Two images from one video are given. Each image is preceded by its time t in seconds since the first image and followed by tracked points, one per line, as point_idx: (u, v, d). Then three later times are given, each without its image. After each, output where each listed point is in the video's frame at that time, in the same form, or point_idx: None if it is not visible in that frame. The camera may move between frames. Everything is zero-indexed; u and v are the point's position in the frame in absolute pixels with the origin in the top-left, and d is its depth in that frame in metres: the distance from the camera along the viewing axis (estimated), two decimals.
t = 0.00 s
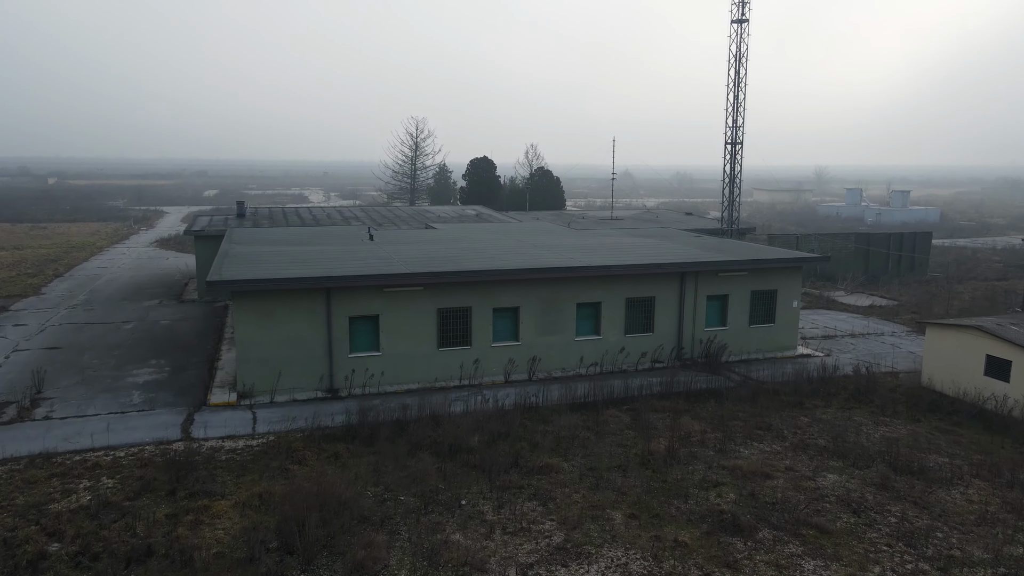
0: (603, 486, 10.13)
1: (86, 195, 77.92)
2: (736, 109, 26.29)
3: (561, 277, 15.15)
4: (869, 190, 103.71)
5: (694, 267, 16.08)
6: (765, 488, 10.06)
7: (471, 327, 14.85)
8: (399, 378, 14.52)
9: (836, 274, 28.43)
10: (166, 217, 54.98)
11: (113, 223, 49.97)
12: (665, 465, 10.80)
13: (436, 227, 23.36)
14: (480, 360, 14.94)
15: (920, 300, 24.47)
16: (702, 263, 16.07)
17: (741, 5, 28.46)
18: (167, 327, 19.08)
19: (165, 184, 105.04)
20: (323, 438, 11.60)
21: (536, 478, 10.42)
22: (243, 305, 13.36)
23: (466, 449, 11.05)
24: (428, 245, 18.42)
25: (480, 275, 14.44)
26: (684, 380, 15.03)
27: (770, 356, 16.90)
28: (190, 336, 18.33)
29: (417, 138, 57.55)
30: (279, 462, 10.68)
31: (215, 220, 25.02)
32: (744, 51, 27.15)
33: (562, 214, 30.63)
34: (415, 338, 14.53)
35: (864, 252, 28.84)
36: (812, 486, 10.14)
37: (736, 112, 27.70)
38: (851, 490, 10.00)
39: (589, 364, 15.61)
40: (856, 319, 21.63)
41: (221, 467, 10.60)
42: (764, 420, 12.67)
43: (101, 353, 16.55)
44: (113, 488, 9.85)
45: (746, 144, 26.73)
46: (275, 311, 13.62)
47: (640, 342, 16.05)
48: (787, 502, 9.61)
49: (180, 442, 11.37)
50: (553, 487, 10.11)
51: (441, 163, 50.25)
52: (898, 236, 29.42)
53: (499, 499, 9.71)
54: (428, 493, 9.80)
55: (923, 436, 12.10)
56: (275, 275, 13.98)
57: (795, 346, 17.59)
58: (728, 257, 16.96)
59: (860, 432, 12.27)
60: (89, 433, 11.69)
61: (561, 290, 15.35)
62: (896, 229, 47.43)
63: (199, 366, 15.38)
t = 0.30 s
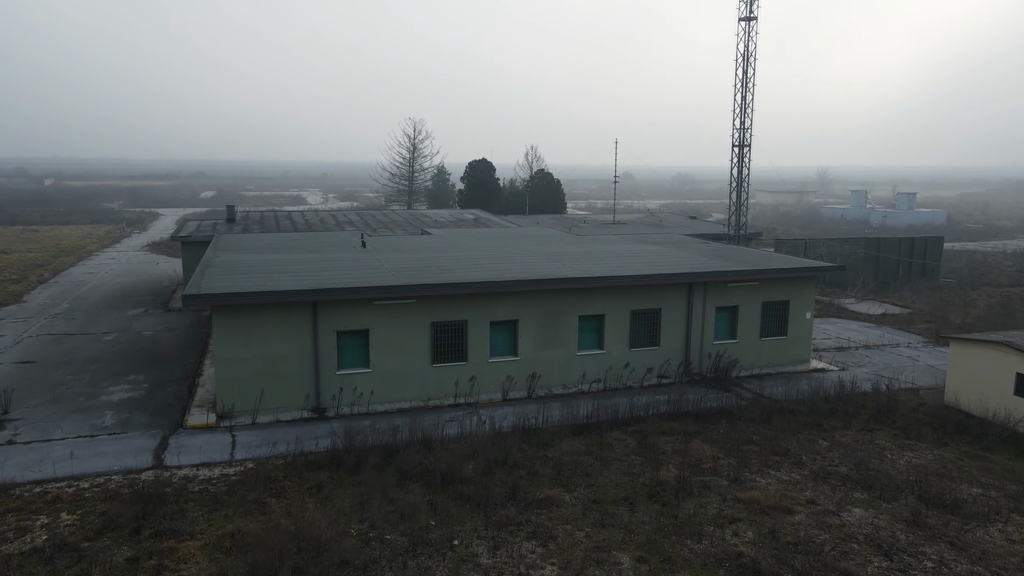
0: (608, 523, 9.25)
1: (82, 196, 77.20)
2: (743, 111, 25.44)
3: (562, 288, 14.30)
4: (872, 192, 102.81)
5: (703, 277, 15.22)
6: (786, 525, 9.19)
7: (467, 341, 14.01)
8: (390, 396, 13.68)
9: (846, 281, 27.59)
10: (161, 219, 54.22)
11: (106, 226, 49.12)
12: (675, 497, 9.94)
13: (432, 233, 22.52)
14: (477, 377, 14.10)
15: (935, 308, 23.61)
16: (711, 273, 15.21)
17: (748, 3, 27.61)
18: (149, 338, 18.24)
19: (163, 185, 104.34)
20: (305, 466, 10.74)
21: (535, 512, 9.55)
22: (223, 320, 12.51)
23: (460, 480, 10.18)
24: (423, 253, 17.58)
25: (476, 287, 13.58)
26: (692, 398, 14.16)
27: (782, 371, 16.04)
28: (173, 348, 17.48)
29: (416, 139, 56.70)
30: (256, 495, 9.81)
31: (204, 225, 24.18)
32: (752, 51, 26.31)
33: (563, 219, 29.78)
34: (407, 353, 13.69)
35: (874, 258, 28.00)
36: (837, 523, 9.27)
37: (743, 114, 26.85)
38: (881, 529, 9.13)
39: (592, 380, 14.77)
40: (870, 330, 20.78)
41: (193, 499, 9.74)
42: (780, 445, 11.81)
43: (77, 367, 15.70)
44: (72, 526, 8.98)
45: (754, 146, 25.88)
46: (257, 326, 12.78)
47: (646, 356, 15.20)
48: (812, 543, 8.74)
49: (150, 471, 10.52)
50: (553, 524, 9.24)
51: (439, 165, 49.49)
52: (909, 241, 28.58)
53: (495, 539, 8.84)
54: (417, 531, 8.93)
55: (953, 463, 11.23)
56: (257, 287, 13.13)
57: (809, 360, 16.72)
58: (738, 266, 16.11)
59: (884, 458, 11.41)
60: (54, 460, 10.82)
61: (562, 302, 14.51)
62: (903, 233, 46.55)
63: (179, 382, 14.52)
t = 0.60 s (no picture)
0: (614, 566, 8.39)
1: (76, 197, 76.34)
2: (750, 111, 24.58)
3: (563, 301, 13.45)
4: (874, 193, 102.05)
5: (712, 288, 14.37)
6: (811, 568, 8.34)
7: (462, 357, 13.18)
8: (379, 416, 12.84)
9: (855, 288, 26.75)
10: (155, 221, 53.41)
11: (98, 228, 48.26)
12: (687, 534, 9.09)
13: (428, 239, 21.68)
14: (472, 395, 13.28)
15: (949, 317, 22.75)
16: (721, 285, 14.37)
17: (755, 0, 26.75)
18: (130, 350, 17.40)
19: (159, 185, 103.53)
20: (285, 497, 9.89)
21: (534, 552, 8.70)
22: (200, 336, 11.67)
23: (452, 514, 9.33)
24: (416, 261, 16.73)
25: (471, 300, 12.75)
26: (702, 418, 13.32)
27: (795, 387, 15.20)
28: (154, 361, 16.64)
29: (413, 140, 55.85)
30: (229, 531, 8.96)
31: (191, 230, 23.32)
32: (758, 50, 25.44)
33: (563, 223, 28.93)
34: (398, 371, 12.86)
35: (884, 263, 27.15)
36: (867, 565, 8.41)
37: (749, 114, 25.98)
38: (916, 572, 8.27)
39: (595, 398, 13.94)
40: (883, 340, 19.94)
41: (160, 537, 8.88)
42: (799, 472, 10.95)
43: (50, 382, 14.87)
44: (23, 569, 8.13)
45: (761, 148, 25.01)
46: (237, 342, 11.93)
47: (651, 372, 14.37)
48: None
49: (116, 503, 9.67)
50: (554, 566, 8.38)
51: (438, 167, 48.63)
52: (920, 246, 27.73)
53: None
54: None
55: (986, 493, 10.38)
56: (237, 300, 12.29)
57: (822, 374, 15.87)
58: (748, 276, 15.26)
59: (911, 488, 10.55)
60: (12, 491, 9.98)
61: (563, 315, 13.68)
62: (909, 235, 45.73)
63: (156, 400, 13.66)
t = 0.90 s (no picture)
0: None
1: (71, 198, 75.53)
2: (758, 112, 23.75)
3: (564, 313, 12.62)
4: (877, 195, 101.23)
5: (723, 299, 13.53)
6: None
7: (456, 374, 12.35)
8: (367, 437, 12.00)
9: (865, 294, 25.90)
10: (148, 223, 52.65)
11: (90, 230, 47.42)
12: None
13: (423, 244, 20.85)
14: (466, 414, 12.45)
15: (965, 325, 21.90)
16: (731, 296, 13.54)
17: None
18: (109, 363, 16.55)
19: (156, 186, 102.77)
20: (260, 533, 9.04)
21: None
22: (174, 354, 10.82)
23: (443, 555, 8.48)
24: (409, 270, 15.90)
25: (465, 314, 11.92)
26: (712, 439, 12.47)
27: (809, 403, 14.37)
28: (133, 375, 15.80)
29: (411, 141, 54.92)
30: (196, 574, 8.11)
31: (178, 235, 22.50)
32: (766, 49, 24.62)
33: (563, 226, 28.09)
34: (387, 389, 12.02)
35: (895, 269, 26.31)
36: None
37: (756, 116, 25.17)
38: None
39: (597, 417, 13.12)
40: (898, 352, 19.08)
41: None
42: (819, 503, 10.11)
43: (20, 399, 14.02)
44: None
45: (769, 151, 24.19)
46: (213, 360, 11.08)
47: (657, 389, 13.53)
48: None
49: (75, 541, 8.83)
50: None
51: (436, 169, 47.83)
52: (931, 251, 26.89)
53: None
54: None
55: None
56: (215, 315, 11.45)
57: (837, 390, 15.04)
58: (760, 286, 14.42)
59: (943, 521, 9.70)
60: None
61: (564, 329, 12.85)
62: (916, 239, 44.88)
63: (130, 419, 12.82)
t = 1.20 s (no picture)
0: None
1: (66, 199, 74.73)
2: (767, 112, 22.97)
3: (566, 326, 11.80)
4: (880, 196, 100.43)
5: (735, 311, 12.72)
6: None
7: (450, 392, 11.53)
8: (354, 460, 11.19)
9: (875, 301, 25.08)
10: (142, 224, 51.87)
11: (82, 232, 46.63)
12: None
13: (419, 249, 20.03)
14: (460, 435, 11.65)
15: (982, 334, 21.06)
16: (743, 307, 12.73)
17: None
18: (86, 375, 15.73)
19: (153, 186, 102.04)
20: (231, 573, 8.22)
21: None
22: (145, 373, 9.99)
23: None
24: (402, 278, 15.08)
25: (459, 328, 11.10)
26: (723, 461, 11.65)
27: (825, 419, 13.56)
28: (110, 388, 14.96)
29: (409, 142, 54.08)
30: None
31: (165, 239, 21.68)
32: (775, 47, 23.84)
33: (564, 230, 27.27)
34: (375, 409, 11.21)
35: (906, 274, 25.49)
36: None
37: (764, 117, 24.38)
38: None
39: (599, 436, 12.31)
40: (914, 362, 18.25)
41: None
42: (843, 537, 9.29)
43: None
44: None
45: (777, 153, 23.39)
46: (188, 379, 10.25)
47: (664, 406, 12.73)
48: None
49: None
50: None
51: (434, 170, 47.05)
52: (943, 256, 26.05)
53: None
54: None
55: None
56: (190, 329, 10.63)
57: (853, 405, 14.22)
58: (774, 296, 13.61)
59: (980, 558, 8.87)
60: None
61: (566, 344, 12.04)
62: (923, 241, 44.07)
63: (102, 439, 11.99)
